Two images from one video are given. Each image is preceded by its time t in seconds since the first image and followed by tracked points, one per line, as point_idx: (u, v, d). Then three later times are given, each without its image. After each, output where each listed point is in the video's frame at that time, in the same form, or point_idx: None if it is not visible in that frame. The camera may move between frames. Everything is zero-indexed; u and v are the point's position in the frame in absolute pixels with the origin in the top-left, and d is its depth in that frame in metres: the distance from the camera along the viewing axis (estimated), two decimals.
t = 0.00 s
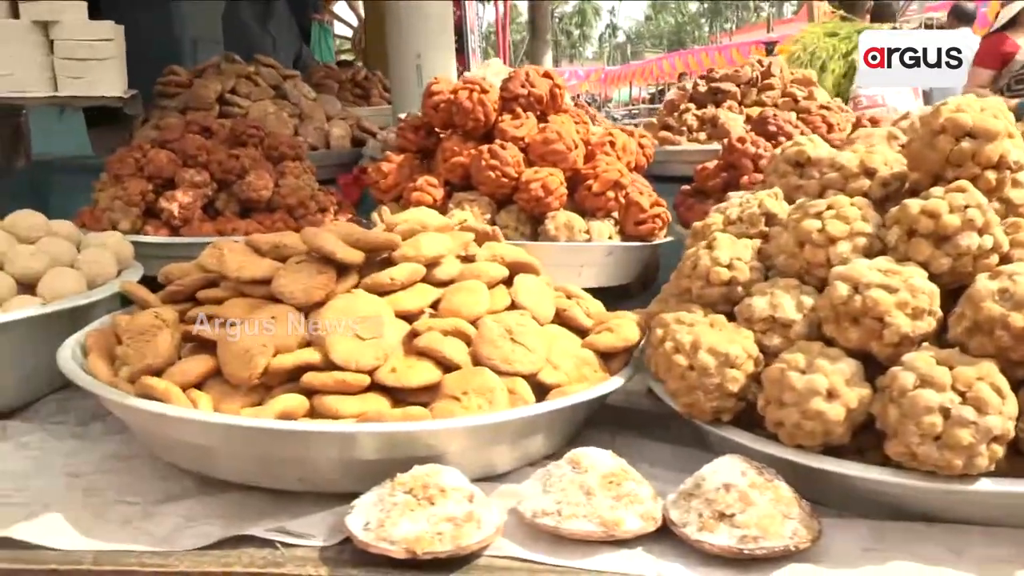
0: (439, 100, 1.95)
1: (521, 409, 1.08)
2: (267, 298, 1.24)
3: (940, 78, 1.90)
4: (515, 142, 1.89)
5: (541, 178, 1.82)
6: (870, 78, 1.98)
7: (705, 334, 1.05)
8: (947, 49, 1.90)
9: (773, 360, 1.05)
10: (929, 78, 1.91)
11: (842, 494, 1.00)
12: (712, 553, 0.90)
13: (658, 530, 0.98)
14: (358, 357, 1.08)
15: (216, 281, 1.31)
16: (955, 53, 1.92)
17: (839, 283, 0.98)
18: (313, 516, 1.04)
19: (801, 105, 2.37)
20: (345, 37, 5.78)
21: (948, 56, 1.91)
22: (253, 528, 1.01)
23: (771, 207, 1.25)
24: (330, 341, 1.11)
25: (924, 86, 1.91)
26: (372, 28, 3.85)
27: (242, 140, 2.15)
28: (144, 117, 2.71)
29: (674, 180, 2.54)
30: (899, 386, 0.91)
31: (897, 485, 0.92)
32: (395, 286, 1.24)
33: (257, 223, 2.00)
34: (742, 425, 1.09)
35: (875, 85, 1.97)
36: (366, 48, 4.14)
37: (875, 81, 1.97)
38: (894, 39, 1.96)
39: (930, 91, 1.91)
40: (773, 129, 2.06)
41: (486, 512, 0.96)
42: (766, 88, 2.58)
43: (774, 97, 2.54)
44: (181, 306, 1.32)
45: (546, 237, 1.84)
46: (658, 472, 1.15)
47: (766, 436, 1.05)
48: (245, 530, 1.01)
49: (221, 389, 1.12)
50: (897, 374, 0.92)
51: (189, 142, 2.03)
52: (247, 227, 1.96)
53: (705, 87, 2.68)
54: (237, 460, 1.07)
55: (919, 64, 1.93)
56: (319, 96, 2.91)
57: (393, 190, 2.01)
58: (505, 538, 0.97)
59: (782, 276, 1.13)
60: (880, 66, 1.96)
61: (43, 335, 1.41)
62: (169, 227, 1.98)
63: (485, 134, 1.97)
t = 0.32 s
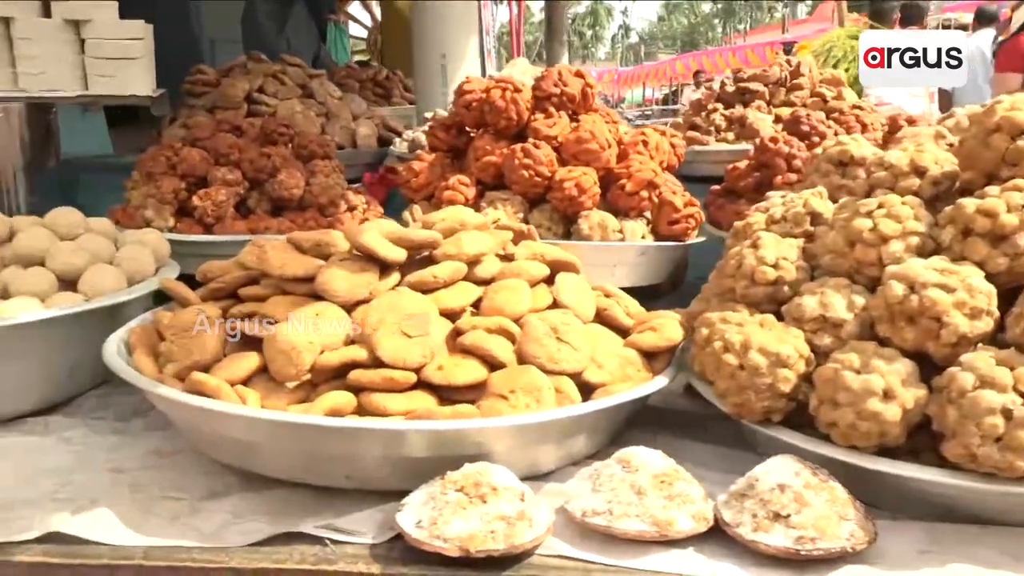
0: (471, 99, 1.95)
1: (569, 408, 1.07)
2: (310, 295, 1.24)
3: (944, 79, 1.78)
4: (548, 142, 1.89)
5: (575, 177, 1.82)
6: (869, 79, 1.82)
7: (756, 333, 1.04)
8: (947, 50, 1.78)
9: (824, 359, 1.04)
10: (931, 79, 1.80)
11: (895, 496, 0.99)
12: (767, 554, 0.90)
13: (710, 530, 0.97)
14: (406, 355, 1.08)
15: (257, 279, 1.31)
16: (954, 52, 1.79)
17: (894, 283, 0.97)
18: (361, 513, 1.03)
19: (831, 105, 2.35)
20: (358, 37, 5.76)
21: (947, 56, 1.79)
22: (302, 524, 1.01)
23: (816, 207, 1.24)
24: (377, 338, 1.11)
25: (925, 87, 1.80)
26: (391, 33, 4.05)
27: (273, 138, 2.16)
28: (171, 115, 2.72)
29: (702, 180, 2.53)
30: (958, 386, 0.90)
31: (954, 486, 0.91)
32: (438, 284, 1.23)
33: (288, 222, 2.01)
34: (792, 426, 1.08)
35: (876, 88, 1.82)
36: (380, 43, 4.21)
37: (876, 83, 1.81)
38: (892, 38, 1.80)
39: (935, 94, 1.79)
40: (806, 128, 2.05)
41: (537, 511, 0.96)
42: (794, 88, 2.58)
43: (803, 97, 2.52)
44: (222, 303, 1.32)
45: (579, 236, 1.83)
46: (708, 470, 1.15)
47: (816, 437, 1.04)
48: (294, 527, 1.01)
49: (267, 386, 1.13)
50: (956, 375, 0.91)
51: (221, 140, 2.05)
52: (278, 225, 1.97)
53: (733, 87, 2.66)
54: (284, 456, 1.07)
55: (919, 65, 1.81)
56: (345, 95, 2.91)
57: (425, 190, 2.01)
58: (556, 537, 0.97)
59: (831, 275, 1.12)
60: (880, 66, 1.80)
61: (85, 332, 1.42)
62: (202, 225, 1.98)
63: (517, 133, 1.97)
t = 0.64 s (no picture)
0: (500, 96, 1.95)
1: (617, 403, 1.07)
2: (353, 291, 1.25)
3: (945, 79, 1.73)
4: (578, 138, 1.89)
5: (607, 173, 1.82)
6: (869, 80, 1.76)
7: (806, 328, 1.04)
8: (946, 49, 1.72)
9: (876, 354, 1.03)
10: (931, 79, 1.74)
11: (949, 491, 0.98)
12: (825, 548, 0.89)
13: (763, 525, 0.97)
14: (453, 350, 1.09)
15: (298, 276, 1.32)
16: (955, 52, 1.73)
17: (948, 276, 0.97)
18: (411, 508, 1.04)
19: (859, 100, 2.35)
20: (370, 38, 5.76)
21: (948, 56, 1.74)
22: (354, 519, 1.01)
23: (860, 201, 1.24)
24: (424, 333, 1.11)
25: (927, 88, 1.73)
26: (407, 32, 4.06)
27: (301, 136, 2.18)
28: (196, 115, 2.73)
29: (728, 177, 2.52)
30: (1017, 379, 0.90)
31: (1013, 480, 0.91)
32: (481, 279, 1.24)
33: (318, 220, 2.01)
34: (841, 420, 1.07)
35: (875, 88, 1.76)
36: (394, 41, 4.24)
37: (875, 83, 1.76)
38: (892, 38, 1.76)
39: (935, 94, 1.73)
40: (836, 123, 2.02)
41: (590, 505, 0.96)
42: (820, 83, 2.56)
43: (829, 92, 2.51)
44: (264, 300, 1.32)
45: (611, 233, 1.83)
46: (758, 460, 1.15)
47: (867, 431, 1.04)
48: (346, 522, 1.01)
49: (314, 382, 1.13)
50: (1014, 368, 0.91)
51: (250, 139, 2.06)
52: (308, 223, 1.97)
53: (757, 84, 2.64)
54: (333, 452, 1.07)
55: (919, 65, 1.75)
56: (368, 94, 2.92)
57: (454, 187, 2.01)
58: (609, 532, 0.97)
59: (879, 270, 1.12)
60: (880, 66, 1.75)
61: (126, 330, 1.43)
62: (233, 223, 1.99)
63: (547, 129, 1.97)
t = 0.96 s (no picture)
0: (533, 91, 1.94)
1: (672, 399, 1.07)
2: (400, 288, 1.24)
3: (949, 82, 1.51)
4: (613, 133, 1.87)
5: (644, 168, 1.80)
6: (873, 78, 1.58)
7: (865, 322, 1.03)
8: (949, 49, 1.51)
9: (936, 348, 1.02)
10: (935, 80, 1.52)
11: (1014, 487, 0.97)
12: (892, 545, 0.88)
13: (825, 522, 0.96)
14: (506, 345, 1.08)
15: (343, 272, 1.32)
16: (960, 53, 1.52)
17: (1013, 269, 0.96)
18: (467, 504, 1.03)
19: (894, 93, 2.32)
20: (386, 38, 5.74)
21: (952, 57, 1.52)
22: (410, 515, 1.01)
23: (913, 193, 1.22)
24: (476, 328, 1.10)
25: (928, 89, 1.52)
26: (430, 30, 4.05)
27: (332, 134, 2.16)
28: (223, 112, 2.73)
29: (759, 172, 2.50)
30: None
31: None
32: (528, 275, 1.23)
33: (351, 217, 2.01)
34: (899, 416, 1.06)
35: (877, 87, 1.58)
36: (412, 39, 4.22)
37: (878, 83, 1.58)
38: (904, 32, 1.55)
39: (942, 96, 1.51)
40: (873, 117, 1.97)
41: (649, 501, 0.95)
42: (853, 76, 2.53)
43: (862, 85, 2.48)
44: (310, 296, 1.32)
45: (648, 229, 1.82)
46: (812, 454, 1.15)
47: (927, 426, 1.02)
48: (403, 518, 1.01)
49: (365, 378, 1.13)
50: None
51: (283, 136, 2.06)
52: (342, 221, 1.97)
53: (787, 78, 2.61)
54: (386, 448, 1.07)
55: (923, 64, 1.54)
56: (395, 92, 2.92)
57: (488, 184, 2.00)
58: (668, 528, 0.96)
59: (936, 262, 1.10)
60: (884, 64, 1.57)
61: (171, 326, 1.43)
62: (268, 221, 1.99)
63: (581, 125, 1.95)
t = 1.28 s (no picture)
0: (570, 88, 1.94)
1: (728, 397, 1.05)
2: (447, 284, 1.24)
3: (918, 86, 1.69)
4: (651, 130, 1.85)
5: (683, 165, 1.78)
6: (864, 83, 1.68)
7: (927, 320, 1.01)
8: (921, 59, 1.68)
9: (999, 346, 1.00)
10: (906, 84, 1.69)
11: None
12: (960, 546, 0.87)
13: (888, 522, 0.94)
14: (558, 342, 1.07)
15: (388, 268, 1.31)
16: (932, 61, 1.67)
17: None
18: (522, 501, 1.03)
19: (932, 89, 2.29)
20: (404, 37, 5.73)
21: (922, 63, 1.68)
22: (466, 512, 1.00)
23: (969, 189, 1.20)
24: (528, 324, 1.10)
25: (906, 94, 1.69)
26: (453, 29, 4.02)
27: (365, 132, 2.14)
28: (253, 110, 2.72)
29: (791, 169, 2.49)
30: None
31: None
32: (577, 271, 1.21)
33: (385, 214, 2.01)
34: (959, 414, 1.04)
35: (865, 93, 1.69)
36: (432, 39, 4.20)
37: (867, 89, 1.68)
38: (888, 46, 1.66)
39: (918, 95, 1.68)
40: (914, 114, 1.90)
41: (709, 499, 0.94)
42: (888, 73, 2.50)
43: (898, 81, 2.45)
44: (355, 293, 1.31)
45: (688, 226, 1.81)
46: (867, 453, 1.13)
47: (989, 425, 1.00)
48: (458, 514, 1.00)
49: (417, 374, 1.12)
50: None
51: (318, 134, 2.05)
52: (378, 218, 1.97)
53: (821, 75, 2.58)
54: (439, 445, 1.06)
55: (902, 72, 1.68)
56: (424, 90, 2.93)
57: (522, 181, 1.99)
58: (727, 527, 0.95)
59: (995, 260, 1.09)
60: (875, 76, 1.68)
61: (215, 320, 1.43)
62: (303, 218, 2.00)
63: (618, 122, 1.93)
